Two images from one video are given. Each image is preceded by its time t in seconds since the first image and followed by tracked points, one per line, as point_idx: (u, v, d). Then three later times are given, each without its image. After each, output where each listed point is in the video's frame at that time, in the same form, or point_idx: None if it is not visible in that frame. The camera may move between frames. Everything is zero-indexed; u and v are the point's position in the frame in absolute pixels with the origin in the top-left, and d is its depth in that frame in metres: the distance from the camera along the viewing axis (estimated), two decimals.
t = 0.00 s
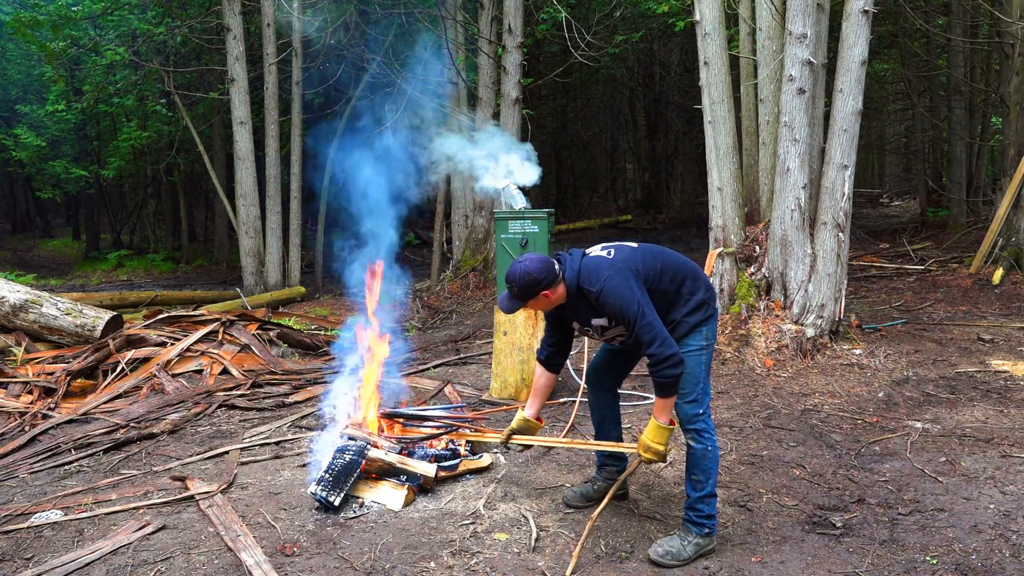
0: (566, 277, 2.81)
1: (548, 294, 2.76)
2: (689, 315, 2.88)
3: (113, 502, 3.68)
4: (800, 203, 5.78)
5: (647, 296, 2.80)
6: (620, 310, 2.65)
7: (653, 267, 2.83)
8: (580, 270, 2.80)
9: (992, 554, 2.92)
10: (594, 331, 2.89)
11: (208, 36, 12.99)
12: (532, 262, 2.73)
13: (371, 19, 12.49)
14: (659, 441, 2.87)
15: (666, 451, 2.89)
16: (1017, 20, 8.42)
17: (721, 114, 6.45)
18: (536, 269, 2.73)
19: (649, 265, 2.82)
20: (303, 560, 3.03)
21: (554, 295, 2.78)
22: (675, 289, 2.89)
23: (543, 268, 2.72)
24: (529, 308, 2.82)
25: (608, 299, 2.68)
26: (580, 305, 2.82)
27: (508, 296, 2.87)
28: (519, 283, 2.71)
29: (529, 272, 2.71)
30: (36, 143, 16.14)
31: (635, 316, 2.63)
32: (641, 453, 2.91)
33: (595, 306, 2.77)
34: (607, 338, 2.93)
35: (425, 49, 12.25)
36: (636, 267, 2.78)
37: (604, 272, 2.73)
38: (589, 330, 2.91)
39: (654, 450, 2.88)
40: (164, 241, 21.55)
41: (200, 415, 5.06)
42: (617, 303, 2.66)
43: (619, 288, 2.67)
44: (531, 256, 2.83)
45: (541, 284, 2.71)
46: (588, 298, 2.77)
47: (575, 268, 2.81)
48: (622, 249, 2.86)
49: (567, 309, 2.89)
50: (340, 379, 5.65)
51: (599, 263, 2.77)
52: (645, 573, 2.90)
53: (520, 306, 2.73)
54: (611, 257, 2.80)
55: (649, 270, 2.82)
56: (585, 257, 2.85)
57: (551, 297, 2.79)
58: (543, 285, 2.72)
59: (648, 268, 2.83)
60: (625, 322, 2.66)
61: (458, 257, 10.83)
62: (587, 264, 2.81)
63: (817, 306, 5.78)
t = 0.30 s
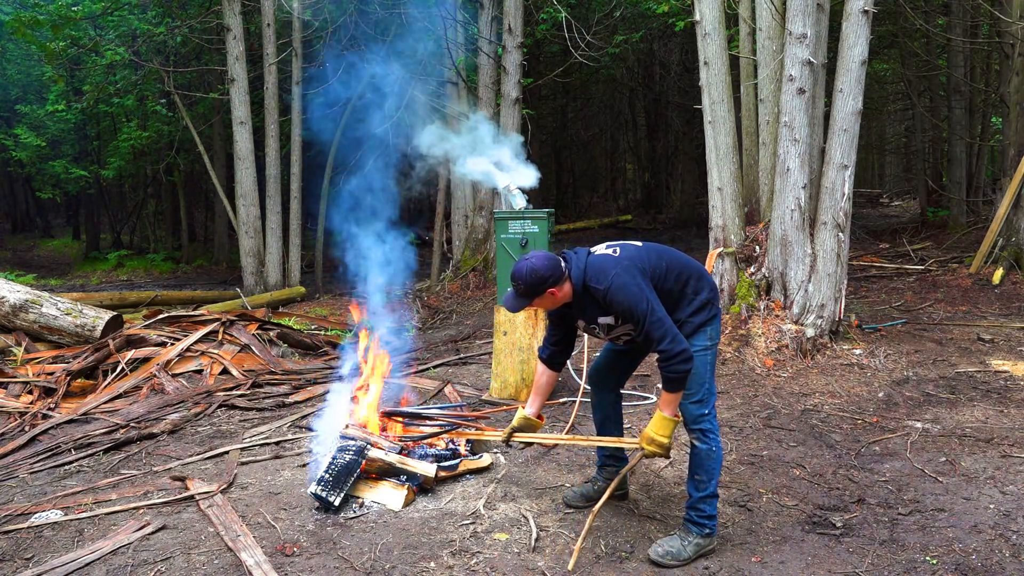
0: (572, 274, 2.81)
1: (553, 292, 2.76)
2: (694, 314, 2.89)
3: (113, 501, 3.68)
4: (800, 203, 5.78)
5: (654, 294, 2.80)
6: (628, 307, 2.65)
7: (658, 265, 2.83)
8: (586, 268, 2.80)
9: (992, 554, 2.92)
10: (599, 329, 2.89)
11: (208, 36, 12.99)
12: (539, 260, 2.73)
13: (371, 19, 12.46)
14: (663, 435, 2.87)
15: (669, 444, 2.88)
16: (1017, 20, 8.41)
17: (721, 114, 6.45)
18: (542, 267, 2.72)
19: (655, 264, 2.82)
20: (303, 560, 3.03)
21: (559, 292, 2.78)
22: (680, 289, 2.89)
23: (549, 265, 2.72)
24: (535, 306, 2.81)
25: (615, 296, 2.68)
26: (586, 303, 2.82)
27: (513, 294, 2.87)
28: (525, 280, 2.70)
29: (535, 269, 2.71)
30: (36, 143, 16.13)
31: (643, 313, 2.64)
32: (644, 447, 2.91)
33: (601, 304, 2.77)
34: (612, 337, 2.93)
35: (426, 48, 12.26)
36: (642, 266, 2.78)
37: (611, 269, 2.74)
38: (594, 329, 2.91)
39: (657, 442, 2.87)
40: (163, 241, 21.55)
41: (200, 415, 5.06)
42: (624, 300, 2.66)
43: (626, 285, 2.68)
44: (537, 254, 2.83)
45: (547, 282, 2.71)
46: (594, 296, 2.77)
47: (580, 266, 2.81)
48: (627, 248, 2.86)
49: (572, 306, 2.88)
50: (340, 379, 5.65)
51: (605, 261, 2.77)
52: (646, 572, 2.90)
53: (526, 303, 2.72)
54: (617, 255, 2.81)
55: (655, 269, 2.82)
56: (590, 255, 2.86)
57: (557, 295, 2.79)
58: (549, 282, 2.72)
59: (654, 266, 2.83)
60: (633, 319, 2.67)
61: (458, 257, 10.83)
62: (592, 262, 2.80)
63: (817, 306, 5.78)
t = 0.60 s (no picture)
0: (565, 280, 2.80)
1: (547, 298, 2.74)
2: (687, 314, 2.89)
3: (113, 501, 3.68)
4: (800, 203, 5.78)
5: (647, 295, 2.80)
6: (623, 308, 2.65)
7: (650, 267, 2.84)
8: (579, 272, 2.80)
9: (992, 554, 2.92)
10: (593, 332, 2.88)
11: (208, 36, 13.00)
12: (531, 266, 2.72)
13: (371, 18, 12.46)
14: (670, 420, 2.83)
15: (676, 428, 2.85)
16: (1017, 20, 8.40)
17: (721, 114, 6.44)
18: (536, 272, 2.72)
19: (647, 266, 2.83)
20: (303, 560, 3.03)
21: (554, 298, 2.77)
22: (673, 290, 2.89)
23: (542, 271, 2.72)
24: (530, 313, 2.80)
25: (609, 298, 2.68)
26: (579, 307, 2.81)
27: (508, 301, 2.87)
28: (519, 287, 2.70)
29: (528, 276, 2.71)
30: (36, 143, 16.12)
31: (637, 312, 2.64)
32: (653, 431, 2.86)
33: (594, 306, 2.77)
34: (606, 338, 2.92)
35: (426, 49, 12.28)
36: (633, 269, 2.79)
37: (604, 272, 2.73)
38: (589, 332, 2.90)
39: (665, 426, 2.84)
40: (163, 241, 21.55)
41: (200, 415, 5.06)
42: (618, 302, 2.66)
43: (619, 287, 2.68)
44: (530, 261, 2.83)
45: (540, 288, 2.70)
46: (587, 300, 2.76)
47: (573, 271, 2.81)
48: (619, 251, 2.87)
49: (566, 311, 2.87)
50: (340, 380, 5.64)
51: (597, 265, 2.77)
52: (646, 573, 2.90)
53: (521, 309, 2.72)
54: (609, 258, 2.81)
55: (647, 271, 2.83)
56: (583, 260, 2.86)
57: (551, 301, 2.78)
58: (543, 288, 2.71)
59: (645, 269, 2.84)
60: (627, 319, 2.66)
61: (458, 257, 10.83)
62: (585, 266, 2.80)
63: (817, 306, 5.78)
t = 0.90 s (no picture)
0: (555, 279, 2.80)
1: (538, 296, 2.74)
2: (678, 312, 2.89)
3: (113, 501, 3.68)
4: (800, 203, 5.78)
5: (637, 294, 2.81)
6: (614, 307, 2.66)
7: (640, 266, 2.85)
8: (570, 271, 2.80)
9: (992, 554, 2.92)
10: (585, 331, 2.89)
11: (208, 36, 13.00)
12: (522, 264, 2.72)
13: (371, 19, 12.47)
14: (663, 428, 2.87)
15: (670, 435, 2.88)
16: (1017, 20, 8.40)
17: (721, 114, 6.45)
18: (526, 271, 2.72)
19: (636, 265, 2.84)
20: (303, 560, 3.03)
21: (545, 296, 2.77)
22: (663, 290, 2.89)
23: (533, 270, 2.71)
24: (521, 311, 2.80)
25: (599, 297, 2.68)
26: (570, 306, 2.81)
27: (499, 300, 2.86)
28: (509, 285, 2.69)
29: (519, 274, 2.70)
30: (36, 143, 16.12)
31: (627, 311, 2.65)
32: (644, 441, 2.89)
33: (585, 305, 2.77)
34: (597, 337, 2.92)
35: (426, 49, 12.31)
36: (624, 267, 2.80)
37: (594, 271, 2.74)
38: (580, 331, 2.90)
39: (659, 433, 2.87)
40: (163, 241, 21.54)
41: (200, 415, 5.06)
42: (609, 301, 2.67)
43: (610, 285, 2.68)
44: (520, 259, 2.82)
45: (531, 286, 2.70)
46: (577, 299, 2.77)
47: (563, 270, 2.81)
48: (609, 250, 2.87)
49: (556, 309, 2.87)
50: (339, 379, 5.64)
51: (588, 263, 2.78)
52: (646, 572, 2.90)
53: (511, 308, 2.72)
54: (599, 257, 2.81)
55: (637, 270, 2.83)
56: (573, 259, 2.86)
57: (542, 300, 2.78)
58: (533, 287, 2.71)
59: (636, 268, 2.84)
60: (618, 318, 2.68)
61: (458, 257, 10.83)
62: (575, 265, 2.81)
63: (817, 306, 5.78)
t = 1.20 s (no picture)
0: (554, 283, 2.80)
1: (537, 301, 2.75)
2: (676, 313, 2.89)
3: (113, 501, 3.68)
4: (800, 203, 5.78)
5: (636, 296, 2.81)
6: (613, 312, 2.66)
7: (639, 267, 2.84)
8: (568, 275, 2.80)
9: (992, 554, 2.92)
10: (585, 334, 2.90)
11: (208, 36, 13.00)
12: (520, 270, 2.72)
13: (372, 19, 12.50)
14: (652, 443, 2.91)
15: (660, 448, 2.92)
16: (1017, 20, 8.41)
17: (721, 114, 6.44)
18: (524, 277, 2.72)
19: (634, 267, 2.83)
20: (303, 560, 3.03)
21: (544, 301, 2.77)
22: (662, 290, 2.89)
23: (531, 276, 2.72)
24: (520, 316, 2.81)
25: (598, 302, 2.69)
26: (570, 310, 2.82)
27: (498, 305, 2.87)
28: (507, 291, 2.70)
29: (516, 280, 2.71)
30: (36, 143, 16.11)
31: (625, 315, 2.65)
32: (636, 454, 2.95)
33: (584, 309, 2.77)
34: (598, 339, 2.93)
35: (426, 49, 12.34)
36: (622, 269, 2.79)
37: (593, 274, 2.74)
38: (581, 334, 2.91)
39: (648, 447, 2.91)
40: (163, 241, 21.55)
41: (200, 415, 5.06)
42: (607, 305, 2.67)
43: (608, 289, 2.68)
44: (518, 265, 2.83)
45: (529, 292, 2.71)
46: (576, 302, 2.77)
47: (562, 274, 2.81)
48: (608, 253, 2.87)
49: (556, 313, 2.88)
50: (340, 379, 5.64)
51: (586, 266, 2.77)
52: (646, 572, 2.90)
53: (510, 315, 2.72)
54: (598, 260, 2.80)
55: (636, 271, 2.83)
56: (571, 263, 2.85)
57: (541, 304, 2.79)
58: (532, 292, 2.71)
59: (634, 269, 2.84)
60: (616, 321, 2.67)
61: (458, 257, 10.83)
62: (573, 268, 2.80)
63: (817, 306, 5.78)
